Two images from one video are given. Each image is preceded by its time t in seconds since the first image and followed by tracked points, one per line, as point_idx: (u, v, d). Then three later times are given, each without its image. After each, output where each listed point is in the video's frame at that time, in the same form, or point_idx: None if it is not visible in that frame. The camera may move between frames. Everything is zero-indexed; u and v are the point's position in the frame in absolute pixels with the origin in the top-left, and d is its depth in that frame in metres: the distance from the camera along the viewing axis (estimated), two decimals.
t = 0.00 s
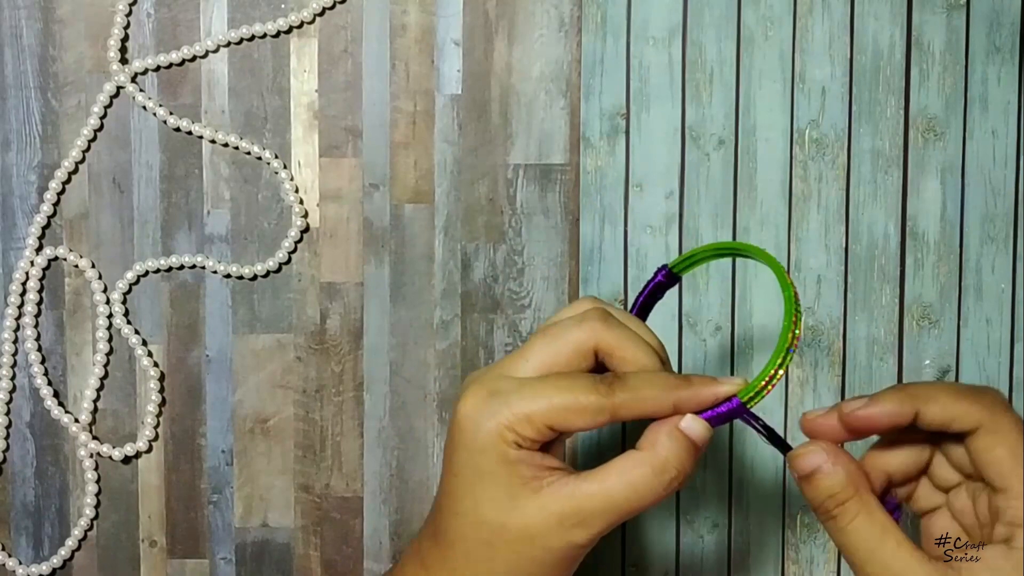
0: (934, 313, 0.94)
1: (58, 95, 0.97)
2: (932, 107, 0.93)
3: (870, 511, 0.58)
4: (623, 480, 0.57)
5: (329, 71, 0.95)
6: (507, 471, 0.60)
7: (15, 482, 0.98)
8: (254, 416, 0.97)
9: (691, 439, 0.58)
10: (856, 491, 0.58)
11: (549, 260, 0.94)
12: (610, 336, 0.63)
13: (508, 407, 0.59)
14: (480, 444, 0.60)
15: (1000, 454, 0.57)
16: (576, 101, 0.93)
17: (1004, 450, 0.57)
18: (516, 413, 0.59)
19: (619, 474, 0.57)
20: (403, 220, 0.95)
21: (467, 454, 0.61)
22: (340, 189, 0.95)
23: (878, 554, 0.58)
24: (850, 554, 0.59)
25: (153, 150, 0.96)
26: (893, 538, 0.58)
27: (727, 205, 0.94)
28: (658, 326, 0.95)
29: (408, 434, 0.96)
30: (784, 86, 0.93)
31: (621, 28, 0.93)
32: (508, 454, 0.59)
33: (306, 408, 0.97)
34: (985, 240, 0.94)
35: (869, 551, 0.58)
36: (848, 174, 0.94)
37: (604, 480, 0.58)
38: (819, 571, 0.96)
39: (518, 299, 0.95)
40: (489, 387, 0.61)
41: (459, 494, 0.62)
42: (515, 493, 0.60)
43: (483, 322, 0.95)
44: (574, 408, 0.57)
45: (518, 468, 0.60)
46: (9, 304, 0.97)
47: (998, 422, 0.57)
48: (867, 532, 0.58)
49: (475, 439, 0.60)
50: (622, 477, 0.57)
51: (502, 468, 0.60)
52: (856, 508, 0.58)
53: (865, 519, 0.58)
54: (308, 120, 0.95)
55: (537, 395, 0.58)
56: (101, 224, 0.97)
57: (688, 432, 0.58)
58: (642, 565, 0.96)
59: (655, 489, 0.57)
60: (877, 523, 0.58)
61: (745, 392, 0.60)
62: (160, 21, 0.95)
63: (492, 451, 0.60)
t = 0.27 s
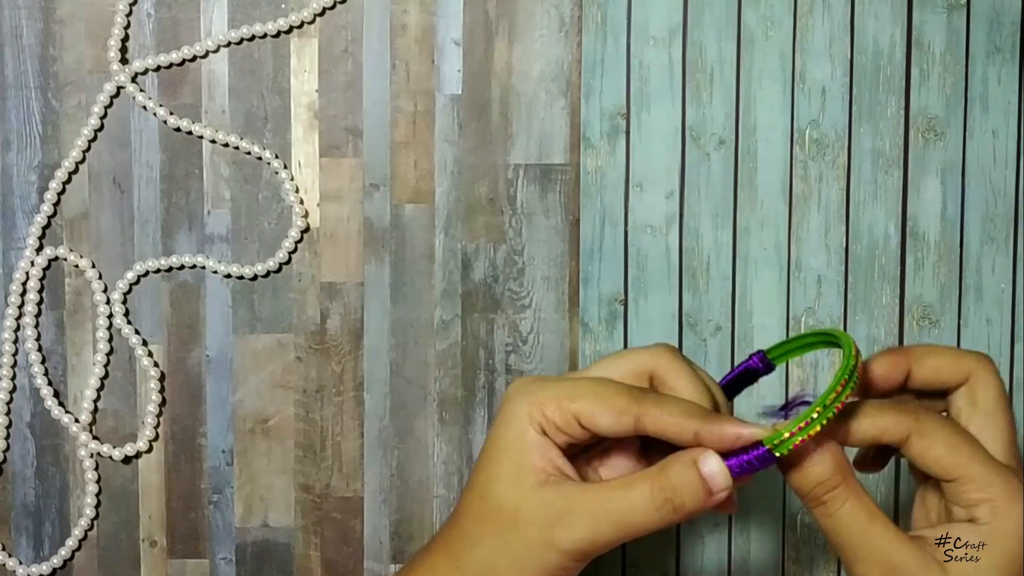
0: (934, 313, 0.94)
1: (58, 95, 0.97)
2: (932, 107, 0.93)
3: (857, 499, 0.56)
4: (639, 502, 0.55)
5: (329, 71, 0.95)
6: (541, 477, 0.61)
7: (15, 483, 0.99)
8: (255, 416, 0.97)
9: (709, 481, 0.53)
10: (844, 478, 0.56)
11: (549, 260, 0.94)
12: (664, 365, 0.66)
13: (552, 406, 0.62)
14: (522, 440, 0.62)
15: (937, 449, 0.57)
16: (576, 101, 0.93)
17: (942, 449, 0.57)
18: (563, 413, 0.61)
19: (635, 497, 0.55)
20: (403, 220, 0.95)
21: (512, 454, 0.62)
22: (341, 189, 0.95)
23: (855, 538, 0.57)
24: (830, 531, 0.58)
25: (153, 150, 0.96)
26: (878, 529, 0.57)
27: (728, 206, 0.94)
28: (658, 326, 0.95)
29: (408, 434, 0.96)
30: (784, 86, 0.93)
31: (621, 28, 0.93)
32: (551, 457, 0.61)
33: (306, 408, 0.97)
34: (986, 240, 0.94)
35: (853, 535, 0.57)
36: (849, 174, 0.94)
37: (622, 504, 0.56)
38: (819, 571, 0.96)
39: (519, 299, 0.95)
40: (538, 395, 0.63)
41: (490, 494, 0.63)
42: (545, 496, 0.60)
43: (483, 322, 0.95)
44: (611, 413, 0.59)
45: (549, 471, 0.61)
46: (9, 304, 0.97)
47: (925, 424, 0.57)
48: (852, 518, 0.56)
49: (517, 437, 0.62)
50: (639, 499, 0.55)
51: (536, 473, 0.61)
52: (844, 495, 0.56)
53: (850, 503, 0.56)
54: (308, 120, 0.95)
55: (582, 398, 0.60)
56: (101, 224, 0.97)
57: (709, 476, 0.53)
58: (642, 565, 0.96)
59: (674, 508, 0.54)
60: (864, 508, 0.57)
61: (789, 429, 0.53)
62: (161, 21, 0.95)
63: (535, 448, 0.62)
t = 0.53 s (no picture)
0: (933, 313, 0.94)
1: (58, 95, 0.97)
2: (932, 107, 0.93)
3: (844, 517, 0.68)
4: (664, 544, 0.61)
5: (328, 71, 0.95)
6: (571, 516, 0.64)
7: (15, 483, 0.98)
8: (255, 416, 0.97)
9: (733, 536, 0.60)
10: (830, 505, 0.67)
11: (548, 260, 0.94)
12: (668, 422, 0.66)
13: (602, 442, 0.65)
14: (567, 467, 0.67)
15: (915, 467, 0.68)
16: (576, 101, 0.93)
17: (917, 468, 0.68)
18: (613, 450, 0.64)
19: (661, 534, 0.61)
20: (403, 220, 0.95)
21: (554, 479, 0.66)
22: (340, 189, 0.95)
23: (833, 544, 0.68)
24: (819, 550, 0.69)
25: (153, 150, 0.96)
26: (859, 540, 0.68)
27: (728, 206, 0.94)
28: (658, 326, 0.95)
29: (408, 434, 0.96)
30: (784, 87, 0.93)
31: (621, 28, 0.93)
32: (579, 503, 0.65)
33: (306, 408, 0.97)
34: (985, 239, 0.94)
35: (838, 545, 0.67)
36: (849, 174, 0.94)
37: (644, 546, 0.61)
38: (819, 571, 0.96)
39: (518, 299, 0.95)
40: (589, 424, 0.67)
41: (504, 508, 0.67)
42: (567, 523, 0.64)
43: (483, 322, 0.95)
44: (664, 462, 0.62)
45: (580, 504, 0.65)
46: (9, 304, 0.97)
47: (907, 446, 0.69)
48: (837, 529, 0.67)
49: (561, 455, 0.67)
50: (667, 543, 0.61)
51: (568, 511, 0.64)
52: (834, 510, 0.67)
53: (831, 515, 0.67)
54: (308, 120, 0.95)
55: (637, 446, 0.63)
56: (101, 225, 0.97)
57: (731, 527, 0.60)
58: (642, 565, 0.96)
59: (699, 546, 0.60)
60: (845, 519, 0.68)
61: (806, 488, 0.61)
62: (160, 21, 0.95)
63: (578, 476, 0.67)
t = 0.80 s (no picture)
0: (933, 313, 0.94)
1: (58, 95, 0.97)
2: (932, 107, 0.93)
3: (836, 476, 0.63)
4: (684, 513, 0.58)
5: (328, 71, 0.95)
6: (571, 493, 0.52)
7: (15, 483, 0.99)
8: (254, 416, 0.97)
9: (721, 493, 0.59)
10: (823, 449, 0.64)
11: (548, 260, 0.94)
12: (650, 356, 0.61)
13: (599, 418, 0.54)
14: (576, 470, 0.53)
15: (904, 425, 0.67)
16: (576, 101, 0.93)
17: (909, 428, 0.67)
18: (614, 425, 0.54)
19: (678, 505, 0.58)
20: (403, 220, 0.95)
21: (547, 479, 0.54)
22: (340, 190, 0.95)
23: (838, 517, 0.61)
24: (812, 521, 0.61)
25: (153, 150, 0.96)
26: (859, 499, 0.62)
27: (728, 206, 0.94)
28: (658, 326, 0.95)
29: (408, 434, 0.96)
30: (784, 86, 0.93)
31: (621, 28, 0.93)
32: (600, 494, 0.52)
33: (306, 408, 0.97)
34: (985, 240, 0.94)
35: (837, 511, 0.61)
36: (849, 174, 0.94)
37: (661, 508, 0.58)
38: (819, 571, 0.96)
39: (518, 299, 0.95)
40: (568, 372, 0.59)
41: (510, 513, 0.56)
42: (578, 522, 0.53)
43: (483, 323, 0.95)
44: (664, 410, 0.55)
45: (588, 493, 0.52)
46: (9, 304, 0.97)
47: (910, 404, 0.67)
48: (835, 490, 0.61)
49: (558, 438, 0.54)
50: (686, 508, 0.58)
51: (569, 492, 0.52)
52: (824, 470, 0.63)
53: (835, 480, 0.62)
54: (308, 120, 0.95)
55: (632, 408, 0.54)
56: (101, 225, 0.97)
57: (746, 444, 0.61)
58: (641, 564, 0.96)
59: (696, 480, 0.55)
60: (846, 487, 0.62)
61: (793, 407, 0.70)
62: (160, 21, 0.95)
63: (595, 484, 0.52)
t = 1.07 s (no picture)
0: (933, 313, 0.94)
1: (58, 95, 0.97)
2: (932, 107, 0.93)
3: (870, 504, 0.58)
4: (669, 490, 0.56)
5: (328, 71, 0.95)
6: (519, 478, 0.52)
7: (15, 482, 0.99)
8: (255, 416, 0.97)
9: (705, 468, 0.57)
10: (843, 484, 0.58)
11: (548, 260, 0.94)
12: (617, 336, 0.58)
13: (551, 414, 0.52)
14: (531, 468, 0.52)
15: (943, 445, 0.60)
16: (576, 101, 0.93)
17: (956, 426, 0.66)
18: (565, 414, 0.52)
19: (658, 484, 0.56)
20: (403, 220, 0.95)
21: (510, 488, 0.53)
22: (340, 190, 0.95)
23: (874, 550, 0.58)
24: (853, 545, 0.59)
25: (153, 150, 0.96)
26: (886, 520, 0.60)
27: (728, 205, 0.94)
28: (659, 326, 0.95)
29: (408, 434, 0.96)
30: (784, 86, 0.93)
31: (621, 28, 0.93)
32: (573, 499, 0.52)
33: (306, 408, 0.97)
34: (985, 240, 0.94)
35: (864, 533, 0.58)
36: (849, 174, 0.94)
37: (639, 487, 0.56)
38: (819, 571, 0.96)
39: (518, 299, 0.95)
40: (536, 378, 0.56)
41: (478, 514, 0.56)
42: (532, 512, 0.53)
43: (483, 323, 0.95)
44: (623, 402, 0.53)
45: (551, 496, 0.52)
46: (9, 304, 0.97)
47: (935, 424, 0.60)
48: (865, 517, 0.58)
49: (516, 440, 0.53)
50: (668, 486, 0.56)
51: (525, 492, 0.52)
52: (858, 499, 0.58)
53: (865, 504, 0.58)
54: (308, 120, 0.95)
55: (582, 398, 0.52)
56: (101, 225, 0.97)
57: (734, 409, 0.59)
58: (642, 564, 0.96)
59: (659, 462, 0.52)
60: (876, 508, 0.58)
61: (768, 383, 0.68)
62: (160, 21, 0.95)
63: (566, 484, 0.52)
